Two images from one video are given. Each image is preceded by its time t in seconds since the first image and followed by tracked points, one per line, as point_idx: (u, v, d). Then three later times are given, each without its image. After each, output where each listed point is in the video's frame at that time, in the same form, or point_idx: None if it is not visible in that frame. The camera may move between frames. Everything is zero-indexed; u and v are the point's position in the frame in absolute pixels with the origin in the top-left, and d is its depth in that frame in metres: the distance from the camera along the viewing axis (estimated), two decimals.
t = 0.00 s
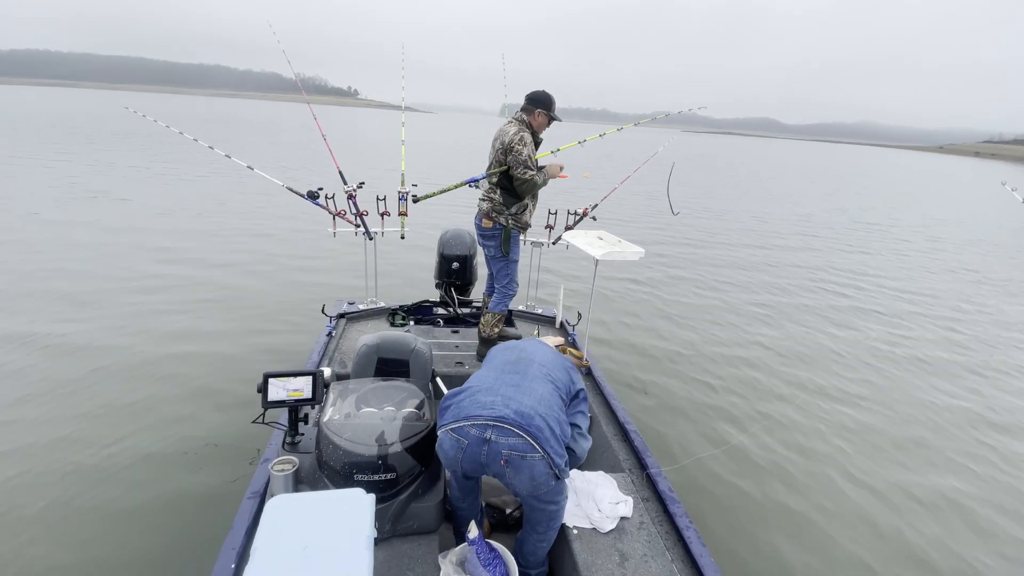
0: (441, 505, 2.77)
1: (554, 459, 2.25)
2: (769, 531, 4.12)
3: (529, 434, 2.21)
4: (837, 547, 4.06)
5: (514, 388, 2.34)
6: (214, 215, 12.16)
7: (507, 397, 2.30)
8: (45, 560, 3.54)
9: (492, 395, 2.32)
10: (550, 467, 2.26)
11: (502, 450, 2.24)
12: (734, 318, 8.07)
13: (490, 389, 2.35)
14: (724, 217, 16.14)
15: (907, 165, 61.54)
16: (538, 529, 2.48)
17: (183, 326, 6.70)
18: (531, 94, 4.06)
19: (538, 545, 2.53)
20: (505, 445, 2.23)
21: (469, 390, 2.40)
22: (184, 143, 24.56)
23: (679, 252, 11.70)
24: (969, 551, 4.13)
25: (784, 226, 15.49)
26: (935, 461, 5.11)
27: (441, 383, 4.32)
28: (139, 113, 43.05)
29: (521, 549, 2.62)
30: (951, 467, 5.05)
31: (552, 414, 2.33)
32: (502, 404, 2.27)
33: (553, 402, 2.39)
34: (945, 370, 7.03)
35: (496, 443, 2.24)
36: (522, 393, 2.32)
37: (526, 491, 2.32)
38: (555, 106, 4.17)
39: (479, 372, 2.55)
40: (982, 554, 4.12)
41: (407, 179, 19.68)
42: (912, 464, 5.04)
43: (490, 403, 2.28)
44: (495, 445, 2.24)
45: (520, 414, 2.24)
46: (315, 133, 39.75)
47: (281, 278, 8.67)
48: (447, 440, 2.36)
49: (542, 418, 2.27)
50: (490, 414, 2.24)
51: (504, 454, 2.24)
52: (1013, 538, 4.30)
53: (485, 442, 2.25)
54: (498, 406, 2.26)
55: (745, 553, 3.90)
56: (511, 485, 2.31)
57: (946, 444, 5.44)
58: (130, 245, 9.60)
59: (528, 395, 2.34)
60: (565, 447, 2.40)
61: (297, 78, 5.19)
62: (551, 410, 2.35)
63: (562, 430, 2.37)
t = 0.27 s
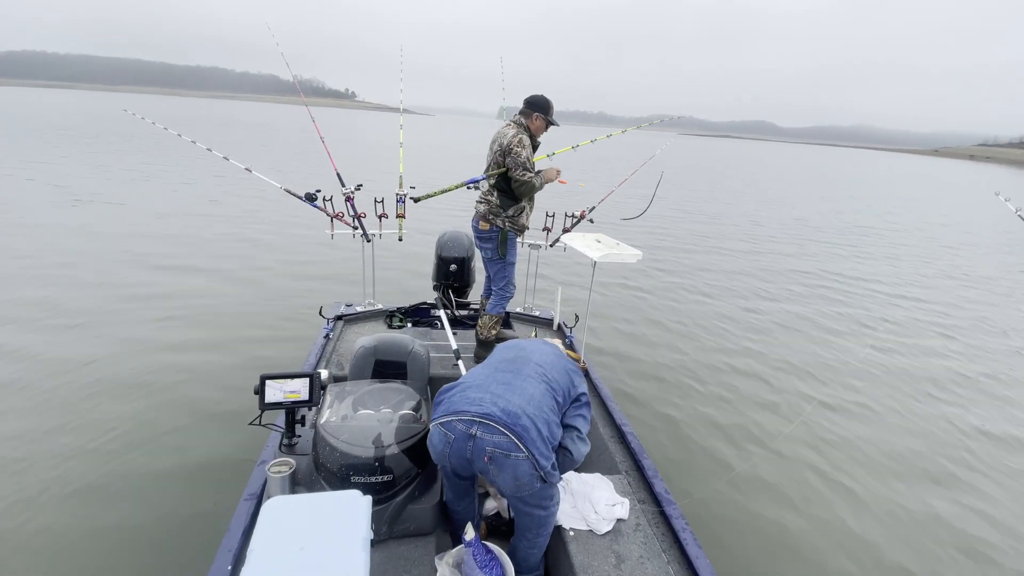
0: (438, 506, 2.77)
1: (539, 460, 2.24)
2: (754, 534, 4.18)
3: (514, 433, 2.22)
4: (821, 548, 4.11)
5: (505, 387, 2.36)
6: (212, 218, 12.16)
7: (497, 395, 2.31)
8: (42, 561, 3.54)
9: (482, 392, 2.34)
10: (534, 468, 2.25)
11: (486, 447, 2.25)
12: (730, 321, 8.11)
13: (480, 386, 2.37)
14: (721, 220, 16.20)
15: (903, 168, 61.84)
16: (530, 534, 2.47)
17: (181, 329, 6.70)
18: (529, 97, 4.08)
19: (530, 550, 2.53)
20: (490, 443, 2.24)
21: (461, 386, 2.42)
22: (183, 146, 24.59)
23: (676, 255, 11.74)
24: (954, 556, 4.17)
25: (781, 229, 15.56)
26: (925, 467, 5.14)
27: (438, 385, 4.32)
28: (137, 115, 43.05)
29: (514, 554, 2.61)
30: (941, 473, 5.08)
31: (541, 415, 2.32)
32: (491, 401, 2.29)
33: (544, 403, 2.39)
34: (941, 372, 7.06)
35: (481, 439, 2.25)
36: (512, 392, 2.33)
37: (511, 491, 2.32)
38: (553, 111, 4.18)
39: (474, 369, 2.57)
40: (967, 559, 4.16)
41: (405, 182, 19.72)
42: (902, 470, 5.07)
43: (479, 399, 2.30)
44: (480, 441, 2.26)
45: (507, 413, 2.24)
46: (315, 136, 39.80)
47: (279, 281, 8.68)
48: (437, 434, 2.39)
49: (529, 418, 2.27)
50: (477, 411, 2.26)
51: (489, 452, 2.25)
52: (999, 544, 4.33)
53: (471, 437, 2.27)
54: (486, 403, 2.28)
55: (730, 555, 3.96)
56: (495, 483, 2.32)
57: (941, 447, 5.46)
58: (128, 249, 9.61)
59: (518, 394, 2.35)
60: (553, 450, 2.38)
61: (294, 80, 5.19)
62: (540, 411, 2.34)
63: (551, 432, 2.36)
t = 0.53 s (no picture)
0: (436, 508, 2.78)
1: (531, 463, 2.24)
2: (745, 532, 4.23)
3: (505, 437, 2.22)
4: (810, 547, 4.16)
5: (498, 390, 2.36)
6: (209, 219, 12.13)
7: (490, 398, 2.32)
8: (41, 562, 3.54)
9: (476, 395, 2.36)
10: (526, 471, 2.25)
11: (478, 450, 2.26)
12: (727, 322, 8.14)
13: (474, 389, 2.38)
14: (718, 222, 16.25)
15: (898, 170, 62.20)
16: (527, 536, 2.47)
17: (178, 330, 6.68)
18: (526, 101, 4.11)
19: (528, 553, 2.52)
20: (481, 446, 2.25)
21: (456, 389, 2.44)
22: (179, 147, 24.50)
23: (673, 256, 11.78)
24: (942, 556, 4.22)
25: (777, 231, 15.62)
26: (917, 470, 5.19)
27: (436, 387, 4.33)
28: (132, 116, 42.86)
29: (512, 555, 2.60)
30: (932, 475, 5.14)
31: (534, 420, 2.33)
32: (484, 405, 2.30)
33: (538, 408, 2.39)
34: (935, 373, 7.11)
35: (473, 442, 2.26)
36: (506, 396, 2.33)
37: (503, 494, 2.33)
38: (550, 113, 4.21)
39: (470, 371, 2.59)
40: (957, 561, 4.20)
41: (403, 183, 19.72)
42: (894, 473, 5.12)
43: (472, 403, 2.31)
44: (472, 444, 2.27)
45: (499, 416, 2.25)
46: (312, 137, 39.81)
47: (277, 283, 8.67)
48: (431, 436, 2.41)
49: (522, 422, 2.27)
50: (469, 414, 2.28)
51: (480, 455, 2.26)
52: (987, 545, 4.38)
53: (464, 440, 2.28)
54: (479, 407, 2.29)
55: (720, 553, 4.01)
56: (488, 485, 2.33)
57: (935, 449, 5.51)
58: (124, 250, 9.57)
59: (512, 398, 2.35)
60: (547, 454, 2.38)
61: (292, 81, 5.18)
62: (534, 414, 2.34)
63: (545, 437, 2.36)
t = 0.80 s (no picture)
0: (434, 508, 2.78)
1: (524, 462, 2.24)
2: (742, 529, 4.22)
3: (498, 435, 2.22)
4: (806, 544, 4.17)
5: (493, 389, 2.36)
6: (205, 221, 12.10)
7: (484, 396, 2.33)
8: (37, 564, 3.51)
9: (470, 392, 2.36)
10: (519, 469, 2.25)
11: (471, 448, 2.26)
12: (725, 322, 8.16)
13: (469, 387, 2.39)
14: (715, 222, 16.31)
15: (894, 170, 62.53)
16: (525, 534, 2.47)
17: (175, 333, 6.67)
18: (523, 103, 4.12)
19: (525, 553, 2.52)
20: (474, 444, 2.25)
21: (451, 387, 2.44)
22: (176, 149, 24.41)
23: (671, 256, 11.81)
24: (940, 551, 4.21)
25: (774, 231, 15.68)
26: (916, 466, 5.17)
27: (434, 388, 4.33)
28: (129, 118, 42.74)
29: (511, 555, 2.60)
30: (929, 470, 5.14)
31: (528, 418, 2.32)
32: (478, 403, 2.30)
33: (532, 407, 2.38)
34: (932, 372, 7.14)
35: (466, 440, 2.26)
36: (501, 395, 2.34)
37: (496, 492, 2.33)
38: (546, 114, 4.23)
39: (466, 370, 2.59)
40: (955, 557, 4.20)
41: (400, 185, 19.71)
42: (892, 468, 5.11)
43: (467, 400, 2.31)
44: (466, 442, 2.27)
45: (493, 414, 2.25)
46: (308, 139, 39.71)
47: (274, 285, 8.65)
48: (426, 433, 2.41)
49: (515, 420, 2.27)
50: (463, 411, 2.28)
51: (473, 453, 2.26)
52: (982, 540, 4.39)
53: (457, 437, 2.28)
54: (473, 405, 2.29)
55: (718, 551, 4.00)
56: (481, 483, 2.33)
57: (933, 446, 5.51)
58: (120, 252, 9.53)
59: (506, 397, 2.35)
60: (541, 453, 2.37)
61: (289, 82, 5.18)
62: (529, 413, 2.34)
63: (539, 436, 2.35)
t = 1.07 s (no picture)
0: (433, 509, 2.78)
1: (521, 464, 2.23)
2: (737, 532, 4.27)
3: (496, 437, 2.22)
4: (799, 545, 4.21)
5: (492, 392, 2.36)
6: (203, 224, 12.09)
7: (483, 399, 2.32)
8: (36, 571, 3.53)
9: (469, 394, 2.36)
10: (515, 472, 2.24)
11: (468, 450, 2.26)
12: (722, 323, 8.19)
13: (468, 389, 2.38)
14: (712, 223, 16.37)
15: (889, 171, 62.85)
16: (525, 534, 2.46)
17: (173, 339, 6.67)
18: (520, 104, 4.13)
19: (525, 551, 2.51)
20: (472, 445, 2.25)
21: (450, 387, 2.44)
22: (172, 150, 24.35)
23: (668, 257, 11.85)
24: (933, 555, 4.26)
25: (770, 232, 15.75)
26: (910, 470, 5.21)
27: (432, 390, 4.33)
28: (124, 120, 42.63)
29: (510, 555, 2.59)
30: (923, 474, 5.18)
31: (526, 422, 2.32)
32: (476, 404, 2.30)
33: (530, 410, 2.38)
34: (926, 372, 7.19)
35: (463, 441, 2.26)
36: (499, 398, 2.33)
37: (493, 493, 2.32)
38: (543, 117, 4.24)
39: (466, 372, 2.59)
40: (947, 560, 4.24)
41: (398, 186, 19.71)
42: (887, 472, 5.15)
43: (464, 402, 2.31)
44: (463, 443, 2.27)
45: (491, 417, 2.25)
46: (304, 140, 39.58)
47: (272, 289, 8.67)
48: (422, 433, 2.41)
49: (513, 424, 2.27)
50: (461, 413, 2.28)
51: (470, 454, 2.26)
52: (975, 543, 4.43)
53: (454, 438, 2.28)
54: (471, 406, 2.29)
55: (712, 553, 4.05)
56: (477, 485, 2.33)
57: (927, 448, 5.56)
58: (117, 256, 9.52)
59: (504, 400, 2.34)
60: (538, 456, 2.36)
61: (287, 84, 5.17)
62: (527, 417, 2.34)
63: (537, 439, 2.35)
